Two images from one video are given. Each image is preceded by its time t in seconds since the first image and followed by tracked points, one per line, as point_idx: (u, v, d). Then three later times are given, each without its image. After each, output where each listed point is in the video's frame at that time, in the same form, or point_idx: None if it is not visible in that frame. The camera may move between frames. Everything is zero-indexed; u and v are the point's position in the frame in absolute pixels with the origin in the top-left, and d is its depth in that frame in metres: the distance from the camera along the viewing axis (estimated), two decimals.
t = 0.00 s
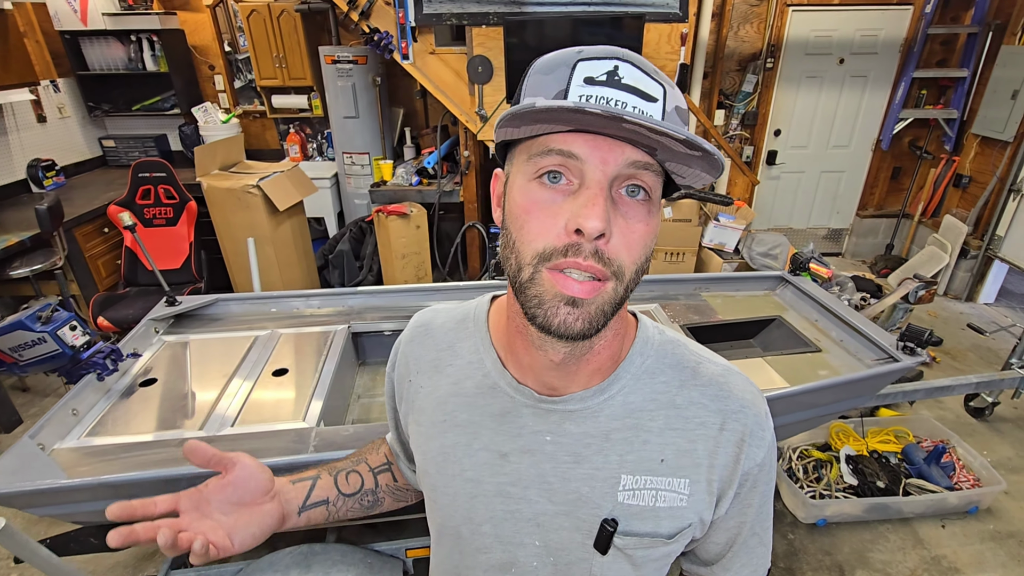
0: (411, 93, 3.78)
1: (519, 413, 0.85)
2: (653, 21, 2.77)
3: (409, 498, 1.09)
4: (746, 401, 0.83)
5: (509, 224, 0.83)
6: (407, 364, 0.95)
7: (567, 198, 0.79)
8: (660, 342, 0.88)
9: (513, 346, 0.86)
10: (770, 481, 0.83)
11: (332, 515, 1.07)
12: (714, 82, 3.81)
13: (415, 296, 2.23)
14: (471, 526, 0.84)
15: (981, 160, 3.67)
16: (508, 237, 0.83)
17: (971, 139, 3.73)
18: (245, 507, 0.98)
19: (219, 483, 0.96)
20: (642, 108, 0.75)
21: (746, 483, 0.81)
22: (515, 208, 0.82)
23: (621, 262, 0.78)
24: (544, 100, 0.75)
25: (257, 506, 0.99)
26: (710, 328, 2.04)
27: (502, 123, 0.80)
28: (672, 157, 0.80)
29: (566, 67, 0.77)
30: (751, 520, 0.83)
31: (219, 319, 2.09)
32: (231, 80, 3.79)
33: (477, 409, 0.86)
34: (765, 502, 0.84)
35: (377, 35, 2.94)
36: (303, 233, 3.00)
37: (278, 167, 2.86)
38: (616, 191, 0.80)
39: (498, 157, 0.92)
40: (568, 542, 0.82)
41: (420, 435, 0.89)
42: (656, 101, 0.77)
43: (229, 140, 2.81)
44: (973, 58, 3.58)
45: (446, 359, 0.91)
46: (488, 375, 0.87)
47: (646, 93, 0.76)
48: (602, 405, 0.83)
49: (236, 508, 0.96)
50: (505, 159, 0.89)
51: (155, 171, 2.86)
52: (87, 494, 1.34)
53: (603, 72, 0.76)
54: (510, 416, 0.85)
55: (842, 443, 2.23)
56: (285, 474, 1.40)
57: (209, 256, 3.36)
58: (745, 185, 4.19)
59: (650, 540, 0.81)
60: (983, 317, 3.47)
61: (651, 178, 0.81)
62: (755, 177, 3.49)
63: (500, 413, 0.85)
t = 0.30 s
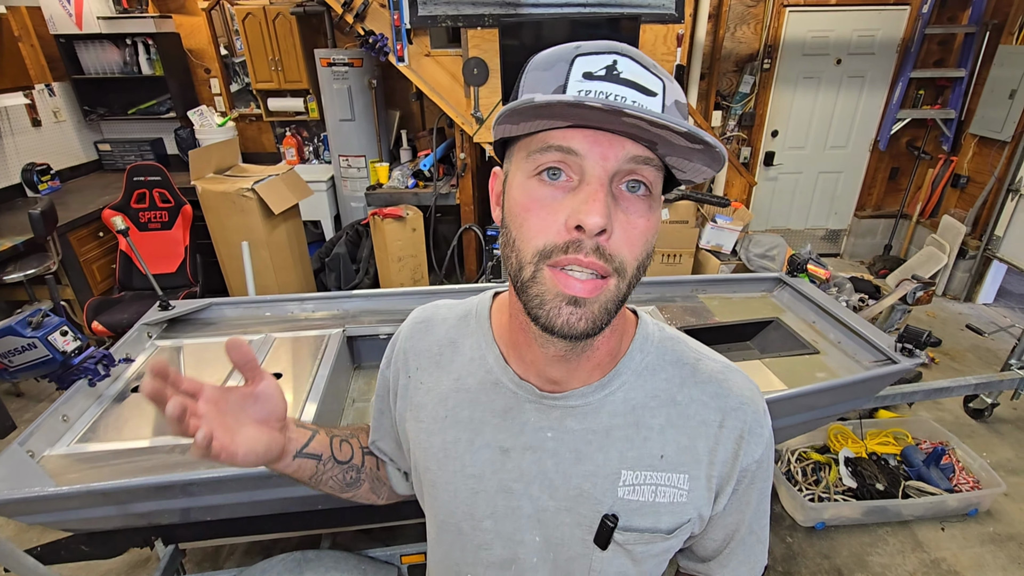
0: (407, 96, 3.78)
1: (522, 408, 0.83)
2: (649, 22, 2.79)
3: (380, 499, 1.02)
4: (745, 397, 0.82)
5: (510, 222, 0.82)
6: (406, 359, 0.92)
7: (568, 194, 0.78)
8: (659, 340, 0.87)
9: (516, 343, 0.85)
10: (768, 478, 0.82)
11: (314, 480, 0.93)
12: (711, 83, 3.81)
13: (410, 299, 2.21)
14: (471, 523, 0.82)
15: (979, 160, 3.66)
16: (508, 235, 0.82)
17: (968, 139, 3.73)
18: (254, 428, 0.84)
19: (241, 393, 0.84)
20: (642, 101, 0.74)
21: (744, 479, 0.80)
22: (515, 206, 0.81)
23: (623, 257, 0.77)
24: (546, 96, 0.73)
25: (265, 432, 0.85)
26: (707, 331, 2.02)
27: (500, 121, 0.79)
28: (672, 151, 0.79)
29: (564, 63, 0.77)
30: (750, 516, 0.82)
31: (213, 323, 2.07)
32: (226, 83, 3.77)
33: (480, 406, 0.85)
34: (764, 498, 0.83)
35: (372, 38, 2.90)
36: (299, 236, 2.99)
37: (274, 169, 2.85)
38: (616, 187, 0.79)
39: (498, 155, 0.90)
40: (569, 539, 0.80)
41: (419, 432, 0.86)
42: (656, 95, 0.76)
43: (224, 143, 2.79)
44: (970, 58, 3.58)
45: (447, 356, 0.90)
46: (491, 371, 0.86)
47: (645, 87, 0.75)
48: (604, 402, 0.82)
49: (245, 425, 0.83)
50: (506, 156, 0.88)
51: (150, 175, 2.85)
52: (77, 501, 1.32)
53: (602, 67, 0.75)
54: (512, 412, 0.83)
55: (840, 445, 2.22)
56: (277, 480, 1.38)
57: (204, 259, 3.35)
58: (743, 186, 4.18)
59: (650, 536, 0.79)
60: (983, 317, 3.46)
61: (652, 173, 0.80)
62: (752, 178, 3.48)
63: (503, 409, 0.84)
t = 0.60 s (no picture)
0: (404, 99, 3.77)
1: (523, 406, 0.82)
2: (644, 24, 2.77)
3: (361, 507, 0.95)
4: (743, 397, 0.81)
5: (507, 223, 0.81)
6: (405, 358, 0.90)
7: (564, 194, 0.77)
8: (658, 339, 0.86)
9: (518, 341, 0.84)
10: (767, 477, 0.81)
11: (308, 468, 0.86)
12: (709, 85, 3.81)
13: (408, 303, 2.20)
14: (472, 522, 0.81)
15: (975, 161, 3.67)
16: (506, 236, 0.81)
17: (965, 140, 3.73)
18: (285, 385, 0.80)
19: (276, 347, 0.81)
20: (635, 104, 0.73)
21: (742, 478, 0.79)
22: (513, 206, 0.80)
23: (619, 256, 0.76)
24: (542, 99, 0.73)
25: (294, 392, 0.81)
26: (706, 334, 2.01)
27: (496, 123, 0.78)
28: (666, 151, 0.78)
29: (560, 67, 0.76)
30: (749, 515, 0.81)
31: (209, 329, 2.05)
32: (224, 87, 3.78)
33: (481, 404, 0.83)
34: (763, 497, 0.82)
35: (368, 41, 2.95)
36: (295, 240, 2.97)
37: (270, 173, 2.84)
38: (612, 187, 0.78)
39: (496, 157, 0.90)
40: (569, 537, 0.79)
41: (419, 432, 0.85)
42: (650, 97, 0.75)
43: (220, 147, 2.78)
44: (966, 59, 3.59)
45: (449, 355, 0.88)
46: (493, 370, 0.85)
47: (639, 89, 0.74)
48: (603, 400, 0.81)
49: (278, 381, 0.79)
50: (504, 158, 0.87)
51: (145, 179, 2.83)
52: (69, 511, 1.31)
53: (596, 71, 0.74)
54: (514, 410, 0.82)
55: (840, 447, 2.22)
56: (273, 488, 1.36)
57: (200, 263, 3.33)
58: (740, 188, 4.18)
59: (649, 534, 0.78)
60: (980, 318, 3.46)
61: (646, 173, 0.79)
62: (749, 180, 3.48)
63: (504, 408, 0.82)
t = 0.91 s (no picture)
0: (402, 101, 3.76)
1: (534, 402, 0.81)
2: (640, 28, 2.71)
3: (388, 553, 0.89)
4: (754, 400, 0.79)
5: (507, 231, 0.81)
6: (422, 354, 0.90)
7: (558, 203, 0.77)
8: (667, 339, 0.84)
9: (528, 339, 0.82)
10: (777, 482, 0.79)
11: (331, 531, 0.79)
12: (706, 88, 3.82)
13: (407, 307, 2.18)
14: (485, 514, 0.82)
15: (972, 163, 3.68)
16: (506, 243, 0.82)
17: (961, 143, 3.75)
18: (293, 458, 0.70)
19: (282, 412, 0.70)
20: (623, 111, 0.72)
21: (751, 483, 0.77)
22: (511, 215, 0.80)
23: (615, 261, 0.75)
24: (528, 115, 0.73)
25: (305, 463, 0.72)
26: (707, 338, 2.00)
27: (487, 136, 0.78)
28: (658, 156, 0.75)
29: (550, 74, 0.75)
30: (757, 521, 0.79)
31: (205, 334, 2.03)
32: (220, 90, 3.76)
33: (497, 398, 0.83)
34: (773, 503, 0.79)
35: (366, 44, 2.91)
36: (293, 244, 2.95)
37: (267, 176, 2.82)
38: (606, 193, 0.77)
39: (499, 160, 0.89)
40: (576, 533, 0.79)
41: (434, 427, 0.85)
42: (640, 99, 0.73)
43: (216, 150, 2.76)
44: (962, 61, 3.60)
45: (465, 351, 0.88)
46: (507, 365, 0.84)
47: (628, 94, 0.73)
48: (612, 398, 0.80)
49: (284, 456, 0.69)
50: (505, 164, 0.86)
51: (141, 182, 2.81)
52: (64, 520, 1.28)
53: (584, 77, 0.73)
54: (525, 405, 0.81)
55: (841, 450, 2.21)
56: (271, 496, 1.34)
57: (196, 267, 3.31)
58: (738, 190, 4.18)
59: (655, 532, 0.77)
60: (978, 320, 3.47)
61: (642, 175, 0.77)
62: (747, 182, 3.48)
63: (517, 401, 0.82)
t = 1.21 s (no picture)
0: (399, 103, 3.75)
1: (542, 396, 0.82)
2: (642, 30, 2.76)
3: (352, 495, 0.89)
4: (763, 400, 0.79)
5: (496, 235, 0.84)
6: (436, 347, 0.92)
7: (526, 206, 0.78)
8: (675, 338, 0.84)
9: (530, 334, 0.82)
10: (786, 483, 0.79)
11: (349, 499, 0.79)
12: (702, 90, 3.84)
13: (406, 309, 2.17)
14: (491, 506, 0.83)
15: (966, 165, 3.70)
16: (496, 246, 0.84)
17: (955, 145, 3.78)
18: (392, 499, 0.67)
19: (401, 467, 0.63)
20: (573, 108, 0.72)
21: (758, 483, 0.77)
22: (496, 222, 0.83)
23: (584, 255, 0.75)
24: (476, 130, 0.76)
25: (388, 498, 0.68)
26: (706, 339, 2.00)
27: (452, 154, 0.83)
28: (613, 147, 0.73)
29: (506, 87, 0.78)
30: (766, 521, 0.79)
31: (202, 336, 2.01)
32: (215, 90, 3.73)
33: (506, 391, 0.84)
34: (781, 503, 0.79)
35: (364, 45, 2.91)
36: (290, 245, 2.94)
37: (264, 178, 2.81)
38: (570, 189, 0.76)
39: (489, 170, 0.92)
40: (580, 528, 0.80)
41: (448, 416, 0.87)
42: (592, 94, 0.74)
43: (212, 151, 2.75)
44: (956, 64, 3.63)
45: (479, 344, 0.90)
46: (516, 361, 0.85)
47: (578, 90, 0.73)
48: (619, 394, 0.80)
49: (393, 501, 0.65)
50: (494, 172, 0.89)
51: (136, 184, 2.79)
52: (60, 525, 1.27)
53: (533, 81, 0.74)
54: (534, 399, 0.82)
55: (839, 451, 2.22)
56: (271, 499, 1.33)
57: (192, 269, 3.29)
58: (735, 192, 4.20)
59: (661, 530, 0.78)
60: (972, 321, 3.49)
61: (603, 167, 0.75)
62: (744, 184, 3.49)
63: (526, 396, 0.83)
